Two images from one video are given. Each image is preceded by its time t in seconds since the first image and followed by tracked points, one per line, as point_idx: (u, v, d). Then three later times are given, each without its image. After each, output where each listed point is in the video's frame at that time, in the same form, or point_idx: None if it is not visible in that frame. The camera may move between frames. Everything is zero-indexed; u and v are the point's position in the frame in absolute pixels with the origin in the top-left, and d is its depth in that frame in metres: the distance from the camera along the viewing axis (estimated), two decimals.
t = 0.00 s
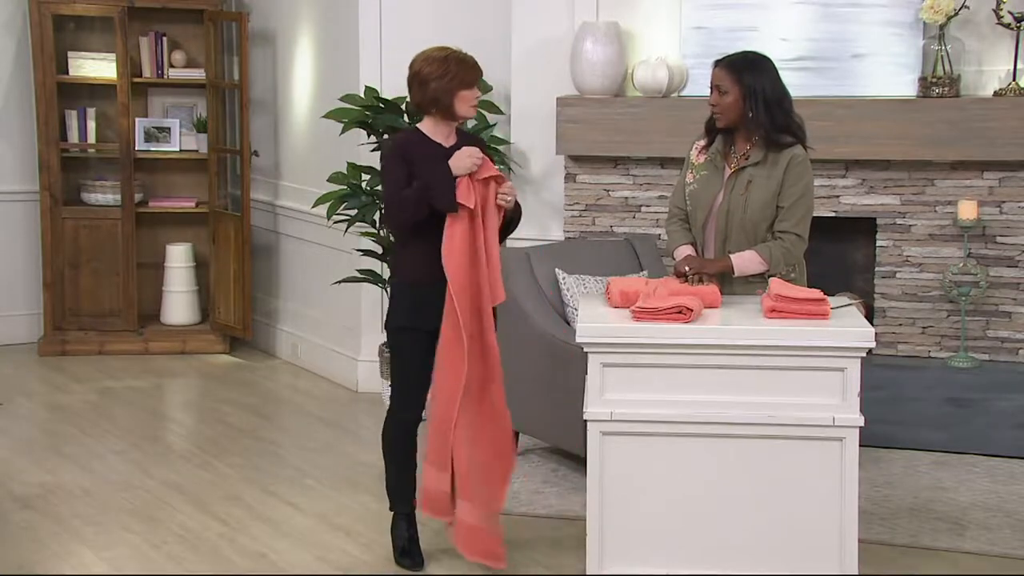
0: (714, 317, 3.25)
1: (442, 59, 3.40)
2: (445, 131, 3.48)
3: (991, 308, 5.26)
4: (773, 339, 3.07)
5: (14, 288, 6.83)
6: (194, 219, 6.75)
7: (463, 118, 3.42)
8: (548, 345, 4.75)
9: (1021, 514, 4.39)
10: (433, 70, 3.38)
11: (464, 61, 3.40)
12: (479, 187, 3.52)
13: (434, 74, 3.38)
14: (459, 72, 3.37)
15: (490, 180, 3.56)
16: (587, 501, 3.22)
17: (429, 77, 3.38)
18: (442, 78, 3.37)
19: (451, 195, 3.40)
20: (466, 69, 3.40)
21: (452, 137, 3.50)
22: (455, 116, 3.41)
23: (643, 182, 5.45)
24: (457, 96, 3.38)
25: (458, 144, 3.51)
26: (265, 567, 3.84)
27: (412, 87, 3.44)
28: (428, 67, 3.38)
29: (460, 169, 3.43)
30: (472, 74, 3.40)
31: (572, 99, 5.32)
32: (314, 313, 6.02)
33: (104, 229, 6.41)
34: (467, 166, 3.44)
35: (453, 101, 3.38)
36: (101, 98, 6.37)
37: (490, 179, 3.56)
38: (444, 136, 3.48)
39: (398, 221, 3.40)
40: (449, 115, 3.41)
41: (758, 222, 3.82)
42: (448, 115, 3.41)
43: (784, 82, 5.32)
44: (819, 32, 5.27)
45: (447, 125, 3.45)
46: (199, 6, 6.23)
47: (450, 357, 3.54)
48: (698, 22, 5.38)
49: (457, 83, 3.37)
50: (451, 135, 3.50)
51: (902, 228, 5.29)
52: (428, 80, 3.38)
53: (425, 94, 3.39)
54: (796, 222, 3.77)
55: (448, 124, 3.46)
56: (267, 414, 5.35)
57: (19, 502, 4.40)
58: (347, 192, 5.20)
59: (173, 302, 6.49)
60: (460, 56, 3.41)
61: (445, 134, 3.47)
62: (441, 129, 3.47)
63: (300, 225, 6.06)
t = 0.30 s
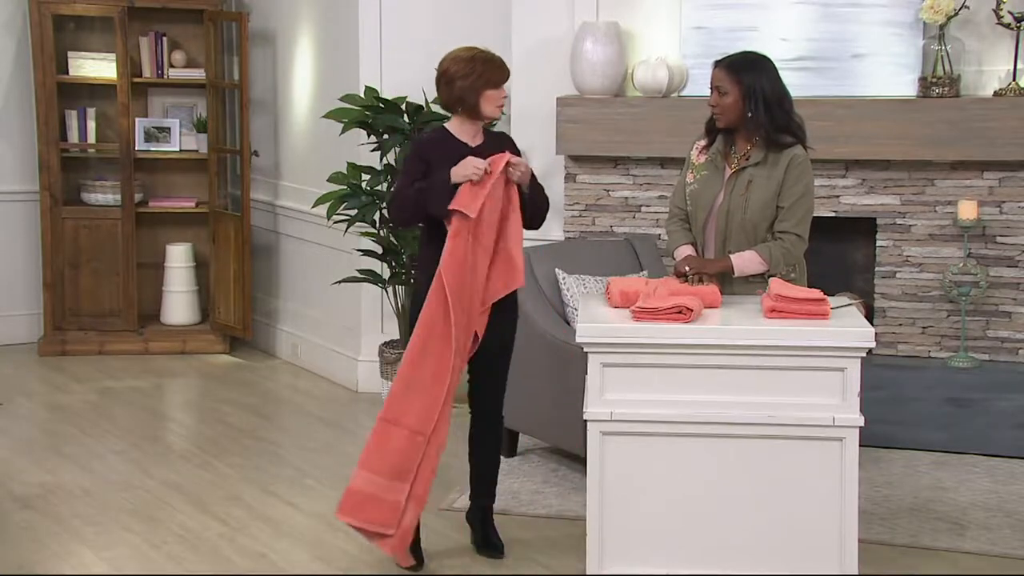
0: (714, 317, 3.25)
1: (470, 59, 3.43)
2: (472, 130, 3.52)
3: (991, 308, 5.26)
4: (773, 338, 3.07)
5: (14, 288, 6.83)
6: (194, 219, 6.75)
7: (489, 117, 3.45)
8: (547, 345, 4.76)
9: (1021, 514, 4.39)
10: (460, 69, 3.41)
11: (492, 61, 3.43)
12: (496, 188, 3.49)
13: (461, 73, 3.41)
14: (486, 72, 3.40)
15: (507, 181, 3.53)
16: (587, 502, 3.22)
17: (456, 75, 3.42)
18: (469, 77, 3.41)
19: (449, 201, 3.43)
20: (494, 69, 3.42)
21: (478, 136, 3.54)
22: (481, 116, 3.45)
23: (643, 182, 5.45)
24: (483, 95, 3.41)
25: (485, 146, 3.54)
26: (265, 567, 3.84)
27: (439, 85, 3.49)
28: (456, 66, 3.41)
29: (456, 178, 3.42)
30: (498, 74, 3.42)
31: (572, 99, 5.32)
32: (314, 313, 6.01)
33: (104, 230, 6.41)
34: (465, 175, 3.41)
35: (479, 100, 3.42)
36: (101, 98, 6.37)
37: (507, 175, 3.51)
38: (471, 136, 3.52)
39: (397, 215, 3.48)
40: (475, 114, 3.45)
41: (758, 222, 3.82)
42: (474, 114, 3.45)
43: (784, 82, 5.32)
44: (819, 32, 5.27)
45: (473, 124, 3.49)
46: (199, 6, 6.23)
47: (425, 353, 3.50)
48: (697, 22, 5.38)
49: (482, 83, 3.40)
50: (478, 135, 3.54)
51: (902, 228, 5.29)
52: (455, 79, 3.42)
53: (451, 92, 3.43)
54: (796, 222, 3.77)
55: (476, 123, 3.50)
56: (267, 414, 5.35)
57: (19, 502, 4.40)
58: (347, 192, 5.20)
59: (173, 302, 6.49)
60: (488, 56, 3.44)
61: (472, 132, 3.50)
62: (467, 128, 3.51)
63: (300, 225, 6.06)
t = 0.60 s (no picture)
0: (714, 317, 3.25)
1: (485, 58, 3.43)
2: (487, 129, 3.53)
3: (991, 308, 5.26)
4: (773, 338, 3.07)
5: (14, 288, 6.83)
6: (194, 219, 6.75)
7: (502, 117, 3.46)
8: (548, 346, 4.76)
9: (1021, 514, 4.38)
10: (474, 68, 3.42)
11: (506, 61, 3.43)
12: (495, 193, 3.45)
13: (474, 71, 3.42)
14: (499, 72, 3.40)
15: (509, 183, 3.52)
16: (587, 502, 3.22)
17: (469, 74, 3.43)
18: (481, 77, 3.42)
19: (449, 193, 3.43)
20: (507, 69, 3.42)
21: (493, 135, 3.55)
22: (493, 115, 3.45)
23: (643, 182, 5.45)
24: (495, 96, 3.41)
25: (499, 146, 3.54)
26: (265, 567, 3.84)
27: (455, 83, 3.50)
28: (470, 64, 3.42)
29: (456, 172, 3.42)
30: (511, 74, 3.42)
31: (572, 99, 5.33)
32: (314, 313, 6.01)
33: (104, 229, 6.41)
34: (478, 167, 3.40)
35: (491, 100, 3.42)
36: (101, 98, 6.37)
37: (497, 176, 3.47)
38: (486, 136, 3.54)
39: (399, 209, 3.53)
40: (488, 113, 3.46)
41: (759, 222, 3.82)
42: (487, 113, 3.46)
43: (784, 82, 5.32)
44: (819, 32, 5.27)
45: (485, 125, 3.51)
46: (200, 6, 6.23)
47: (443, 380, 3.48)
48: (697, 22, 5.38)
49: (495, 83, 3.41)
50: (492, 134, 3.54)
51: (902, 228, 5.28)
52: (468, 77, 3.43)
53: (465, 90, 3.44)
54: (797, 222, 3.77)
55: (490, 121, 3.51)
56: (267, 414, 5.35)
57: (19, 502, 4.40)
58: (347, 192, 5.20)
59: (173, 302, 6.49)
60: (503, 56, 3.44)
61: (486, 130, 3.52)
62: (480, 126, 3.52)
63: (300, 225, 6.06)
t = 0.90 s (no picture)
0: (713, 317, 3.25)
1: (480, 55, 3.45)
2: (491, 129, 3.53)
3: (991, 308, 5.26)
4: (773, 338, 3.07)
5: (14, 288, 6.83)
6: (194, 218, 6.75)
7: (493, 115, 3.46)
8: (549, 346, 4.77)
9: (1021, 514, 4.38)
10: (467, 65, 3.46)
11: (499, 61, 3.42)
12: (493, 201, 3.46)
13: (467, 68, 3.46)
14: (486, 70, 3.41)
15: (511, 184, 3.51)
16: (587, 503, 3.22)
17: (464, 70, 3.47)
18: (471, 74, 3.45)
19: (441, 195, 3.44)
20: (495, 67, 3.42)
21: (497, 136, 3.54)
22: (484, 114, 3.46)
23: (643, 182, 5.45)
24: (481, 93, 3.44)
25: (502, 145, 3.54)
26: (266, 567, 3.84)
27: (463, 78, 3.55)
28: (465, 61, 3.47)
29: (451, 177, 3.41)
30: (502, 76, 3.42)
31: (572, 99, 5.33)
32: (314, 312, 6.01)
33: (104, 230, 6.40)
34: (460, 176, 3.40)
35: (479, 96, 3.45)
36: (101, 98, 6.37)
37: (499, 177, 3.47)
38: (489, 135, 3.54)
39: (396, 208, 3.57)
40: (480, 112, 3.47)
41: (765, 220, 3.84)
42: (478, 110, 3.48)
43: (784, 82, 5.32)
44: (819, 32, 5.27)
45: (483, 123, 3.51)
46: (200, 6, 6.23)
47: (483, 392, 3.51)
48: (697, 22, 5.38)
49: (481, 80, 3.43)
50: (496, 135, 3.54)
51: (902, 228, 5.28)
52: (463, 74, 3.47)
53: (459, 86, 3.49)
54: (802, 218, 3.80)
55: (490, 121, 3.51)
56: (267, 414, 5.35)
57: (19, 502, 4.40)
58: (347, 192, 5.20)
59: (173, 302, 6.49)
60: (498, 55, 3.43)
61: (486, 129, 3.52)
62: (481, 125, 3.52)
63: (300, 225, 6.05)
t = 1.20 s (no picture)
0: (713, 317, 3.25)
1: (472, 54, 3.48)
2: (488, 130, 3.54)
3: (991, 308, 5.26)
4: (774, 338, 3.07)
5: (14, 288, 6.82)
6: (194, 218, 6.75)
7: (484, 115, 3.48)
8: (549, 345, 4.78)
9: (1021, 514, 4.38)
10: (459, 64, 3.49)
11: (488, 62, 3.43)
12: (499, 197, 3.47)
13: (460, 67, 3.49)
14: (475, 69, 3.43)
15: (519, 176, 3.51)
16: (587, 503, 3.23)
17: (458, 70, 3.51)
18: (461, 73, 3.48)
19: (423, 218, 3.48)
20: (483, 67, 3.43)
21: (493, 136, 3.54)
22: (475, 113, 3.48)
23: (643, 182, 5.45)
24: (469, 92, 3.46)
25: (500, 144, 3.53)
26: (265, 567, 3.84)
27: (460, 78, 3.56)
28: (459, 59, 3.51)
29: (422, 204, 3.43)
30: (491, 75, 3.43)
31: (572, 99, 5.33)
32: (314, 312, 6.01)
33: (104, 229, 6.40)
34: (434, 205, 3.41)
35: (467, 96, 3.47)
36: (101, 98, 6.37)
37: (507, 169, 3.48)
38: (486, 136, 3.54)
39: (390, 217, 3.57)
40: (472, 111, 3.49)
41: (765, 221, 3.83)
42: (468, 110, 3.51)
43: (784, 82, 5.32)
44: (819, 32, 5.27)
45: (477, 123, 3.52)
46: (199, 6, 6.22)
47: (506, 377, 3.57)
48: (697, 22, 5.37)
49: (468, 80, 3.45)
50: (493, 135, 3.54)
51: (902, 228, 5.28)
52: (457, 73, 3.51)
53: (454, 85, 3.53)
54: (801, 218, 3.80)
55: (485, 121, 3.52)
56: (267, 414, 5.35)
57: (19, 502, 4.40)
58: (347, 192, 5.20)
59: (173, 302, 6.49)
60: (489, 54, 3.45)
61: (481, 130, 3.53)
62: (476, 126, 3.54)
63: (300, 225, 6.05)
